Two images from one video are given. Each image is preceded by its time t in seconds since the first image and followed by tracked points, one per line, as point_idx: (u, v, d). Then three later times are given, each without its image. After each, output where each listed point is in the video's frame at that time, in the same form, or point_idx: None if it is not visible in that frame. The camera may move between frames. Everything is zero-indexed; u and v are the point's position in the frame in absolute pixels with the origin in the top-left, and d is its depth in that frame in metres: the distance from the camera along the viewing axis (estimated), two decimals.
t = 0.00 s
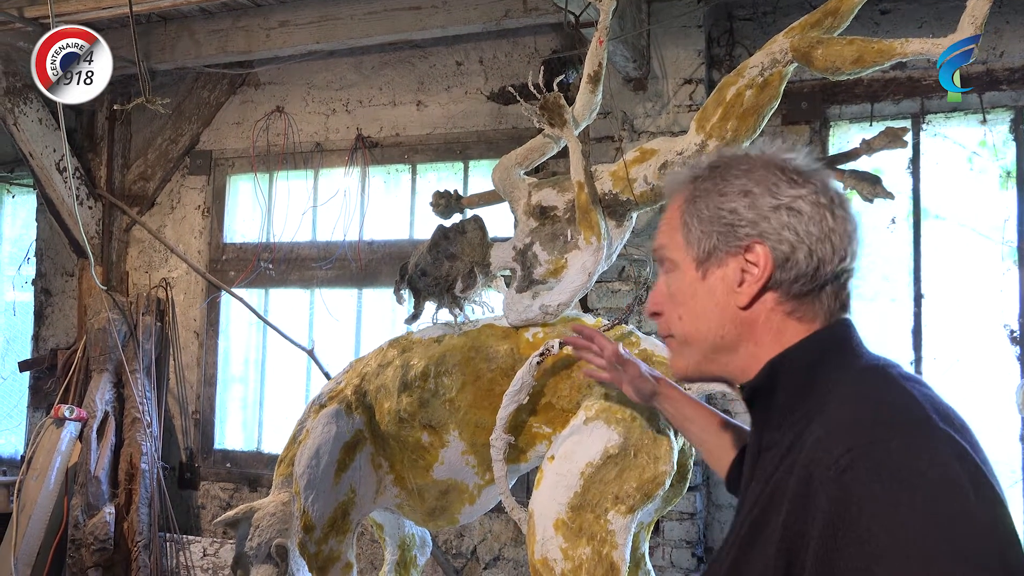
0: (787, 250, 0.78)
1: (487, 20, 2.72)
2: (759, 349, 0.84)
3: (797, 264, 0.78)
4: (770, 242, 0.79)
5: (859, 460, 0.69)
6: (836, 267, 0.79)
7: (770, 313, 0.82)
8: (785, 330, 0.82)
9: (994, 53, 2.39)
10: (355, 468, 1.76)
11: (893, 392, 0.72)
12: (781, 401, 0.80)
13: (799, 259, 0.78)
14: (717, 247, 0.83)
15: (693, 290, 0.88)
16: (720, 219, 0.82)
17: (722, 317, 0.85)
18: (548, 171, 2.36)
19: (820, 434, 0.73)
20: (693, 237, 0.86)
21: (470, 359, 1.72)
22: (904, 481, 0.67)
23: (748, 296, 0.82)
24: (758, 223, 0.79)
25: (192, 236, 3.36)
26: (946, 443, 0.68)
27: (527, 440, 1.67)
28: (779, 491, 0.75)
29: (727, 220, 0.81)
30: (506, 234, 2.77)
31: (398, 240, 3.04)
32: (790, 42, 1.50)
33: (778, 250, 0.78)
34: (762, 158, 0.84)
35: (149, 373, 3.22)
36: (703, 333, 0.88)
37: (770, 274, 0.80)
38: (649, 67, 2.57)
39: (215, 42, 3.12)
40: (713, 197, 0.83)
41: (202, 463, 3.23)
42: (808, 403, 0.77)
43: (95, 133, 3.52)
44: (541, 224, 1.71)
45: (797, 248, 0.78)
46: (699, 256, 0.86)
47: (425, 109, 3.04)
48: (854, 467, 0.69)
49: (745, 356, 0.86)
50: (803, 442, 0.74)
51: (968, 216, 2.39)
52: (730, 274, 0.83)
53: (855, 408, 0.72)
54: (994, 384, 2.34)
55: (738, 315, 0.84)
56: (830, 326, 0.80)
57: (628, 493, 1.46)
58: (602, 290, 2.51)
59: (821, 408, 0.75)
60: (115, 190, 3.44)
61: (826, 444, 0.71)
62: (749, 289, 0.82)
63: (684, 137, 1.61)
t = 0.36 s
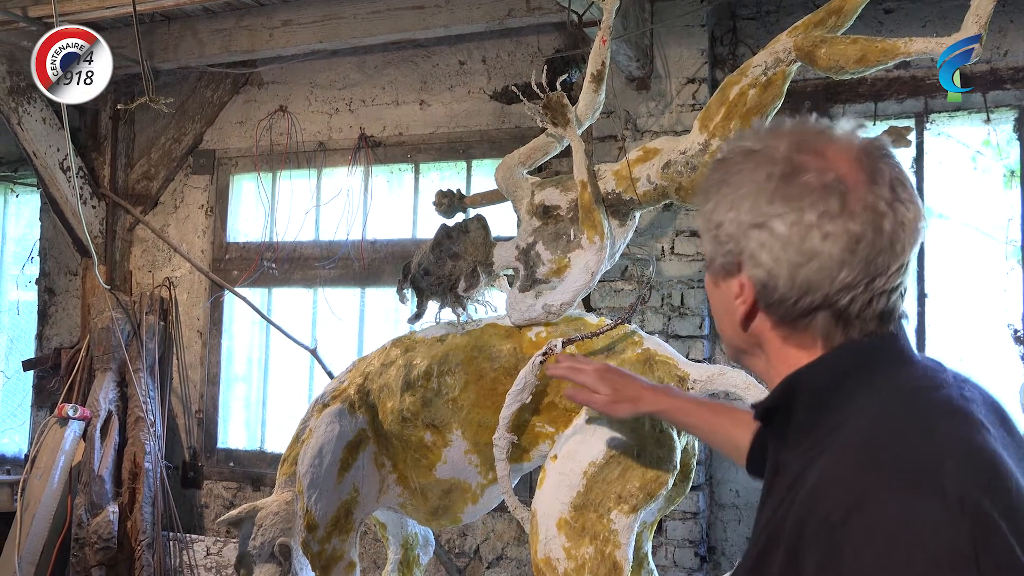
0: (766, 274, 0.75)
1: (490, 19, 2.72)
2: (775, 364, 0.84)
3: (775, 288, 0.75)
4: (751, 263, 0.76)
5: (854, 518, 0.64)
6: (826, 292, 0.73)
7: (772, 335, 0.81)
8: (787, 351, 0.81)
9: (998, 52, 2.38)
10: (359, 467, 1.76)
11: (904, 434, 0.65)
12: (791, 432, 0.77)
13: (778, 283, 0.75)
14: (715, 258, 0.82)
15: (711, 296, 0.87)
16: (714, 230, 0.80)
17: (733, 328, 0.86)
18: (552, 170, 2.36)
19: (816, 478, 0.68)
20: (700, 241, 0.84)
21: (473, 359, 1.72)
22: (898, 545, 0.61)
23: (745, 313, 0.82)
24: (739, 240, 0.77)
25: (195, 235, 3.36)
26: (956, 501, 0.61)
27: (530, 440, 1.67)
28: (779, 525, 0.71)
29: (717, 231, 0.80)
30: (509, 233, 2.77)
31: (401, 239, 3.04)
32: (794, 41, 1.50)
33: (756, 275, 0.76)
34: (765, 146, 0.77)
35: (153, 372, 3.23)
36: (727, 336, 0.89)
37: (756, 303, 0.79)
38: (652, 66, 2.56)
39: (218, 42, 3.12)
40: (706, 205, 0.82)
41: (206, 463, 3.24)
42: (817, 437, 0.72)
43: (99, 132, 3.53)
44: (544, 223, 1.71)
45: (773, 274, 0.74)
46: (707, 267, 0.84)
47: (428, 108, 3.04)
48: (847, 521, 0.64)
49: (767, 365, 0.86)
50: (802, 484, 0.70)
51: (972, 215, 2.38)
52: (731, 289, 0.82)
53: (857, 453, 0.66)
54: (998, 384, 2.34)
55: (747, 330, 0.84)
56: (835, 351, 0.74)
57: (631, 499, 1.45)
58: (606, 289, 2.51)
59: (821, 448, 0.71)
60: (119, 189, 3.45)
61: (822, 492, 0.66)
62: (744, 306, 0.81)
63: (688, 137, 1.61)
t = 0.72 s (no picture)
0: (727, 313, 0.74)
1: (488, 20, 2.72)
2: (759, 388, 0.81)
3: (738, 325, 0.74)
4: (713, 304, 0.76)
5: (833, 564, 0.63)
6: (789, 328, 0.72)
7: (748, 363, 0.80)
8: (763, 379, 0.79)
9: (995, 52, 2.38)
10: (356, 468, 1.76)
11: (885, 478, 0.64)
12: (777, 458, 0.75)
13: (740, 322, 0.74)
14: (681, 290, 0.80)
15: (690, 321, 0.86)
16: (676, 261, 0.78)
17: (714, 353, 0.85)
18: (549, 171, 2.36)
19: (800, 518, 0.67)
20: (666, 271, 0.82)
21: (470, 359, 1.72)
22: None
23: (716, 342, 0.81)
24: (696, 280, 0.76)
25: (193, 236, 3.36)
26: (941, 545, 0.61)
27: (527, 440, 1.67)
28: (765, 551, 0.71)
29: (676, 267, 0.78)
30: (507, 233, 2.77)
31: (398, 240, 3.04)
32: (790, 41, 1.50)
33: (718, 314, 0.75)
34: (707, 173, 0.74)
35: (151, 373, 3.23)
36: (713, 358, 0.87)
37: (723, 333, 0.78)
38: (649, 66, 2.56)
39: (216, 42, 3.12)
40: (663, 241, 0.80)
41: (203, 463, 3.24)
42: (800, 466, 0.71)
43: (96, 133, 3.52)
44: (541, 224, 1.71)
45: (733, 315, 0.74)
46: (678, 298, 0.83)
47: (426, 109, 3.04)
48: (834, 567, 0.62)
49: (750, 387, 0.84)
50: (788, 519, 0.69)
51: (968, 215, 2.39)
52: (701, 322, 0.81)
53: (839, 498, 0.65)
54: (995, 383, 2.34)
55: (727, 355, 0.82)
56: (807, 381, 0.73)
57: (629, 501, 1.44)
58: (603, 289, 2.51)
59: (804, 482, 0.69)
60: (116, 190, 3.45)
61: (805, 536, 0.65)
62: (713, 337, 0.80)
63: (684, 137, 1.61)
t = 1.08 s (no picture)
0: (710, 336, 0.76)
1: (486, 20, 2.72)
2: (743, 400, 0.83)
3: (721, 347, 0.76)
4: (697, 326, 0.77)
5: None
6: (770, 353, 0.73)
7: (730, 378, 0.81)
8: (748, 394, 0.80)
9: (992, 52, 2.38)
10: (355, 469, 1.76)
11: (851, 500, 0.65)
12: (755, 467, 0.75)
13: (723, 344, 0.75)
14: (666, 306, 0.81)
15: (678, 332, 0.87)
16: (659, 281, 0.79)
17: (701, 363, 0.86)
18: (546, 171, 2.36)
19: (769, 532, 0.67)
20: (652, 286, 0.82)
21: (469, 360, 1.72)
22: None
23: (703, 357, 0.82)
24: (682, 304, 0.77)
25: (192, 237, 3.36)
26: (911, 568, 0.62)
27: (526, 440, 1.67)
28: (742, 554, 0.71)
29: (661, 288, 0.79)
30: (505, 234, 2.77)
31: (397, 240, 3.04)
32: (788, 42, 1.50)
33: (701, 335, 0.77)
34: (690, 202, 0.75)
35: (150, 375, 3.23)
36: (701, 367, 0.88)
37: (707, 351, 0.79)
38: (647, 67, 2.57)
39: (214, 44, 3.12)
40: (649, 262, 0.80)
41: (203, 465, 3.23)
42: (774, 481, 0.71)
43: (94, 134, 3.52)
44: (540, 224, 1.71)
45: (715, 338, 0.75)
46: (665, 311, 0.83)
47: (424, 109, 3.04)
48: None
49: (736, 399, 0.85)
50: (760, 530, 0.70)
51: (966, 215, 2.39)
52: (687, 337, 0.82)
53: (807, 515, 0.66)
54: (993, 383, 2.34)
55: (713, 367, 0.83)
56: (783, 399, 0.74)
57: (628, 503, 1.45)
58: (602, 289, 2.52)
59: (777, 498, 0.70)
60: (115, 191, 3.45)
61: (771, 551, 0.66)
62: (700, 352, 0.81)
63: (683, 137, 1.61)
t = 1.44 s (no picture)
0: (695, 333, 0.77)
1: (487, 22, 2.73)
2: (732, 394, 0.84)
3: (705, 342, 0.77)
4: (681, 321, 0.78)
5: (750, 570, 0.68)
6: (752, 350, 0.74)
7: (717, 372, 0.82)
8: (733, 391, 0.81)
9: (993, 53, 2.38)
10: (357, 471, 1.76)
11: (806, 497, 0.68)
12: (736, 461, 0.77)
13: (706, 341, 0.77)
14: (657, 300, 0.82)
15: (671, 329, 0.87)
16: (647, 276, 0.81)
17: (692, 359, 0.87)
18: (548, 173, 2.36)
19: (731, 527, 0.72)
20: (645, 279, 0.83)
21: (470, 361, 1.72)
22: None
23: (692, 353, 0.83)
24: (669, 301, 0.79)
25: (193, 238, 3.36)
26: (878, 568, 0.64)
27: (528, 442, 1.67)
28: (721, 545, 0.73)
29: (652, 284, 0.81)
30: (507, 235, 2.77)
31: (399, 242, 3.04)
32: (789, 43, 1.50)
33: (686, 330, 0.78)
34: (678, 199, 0.76)
35: (152, 376, 3.23)
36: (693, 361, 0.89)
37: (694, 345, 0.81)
38: (648, 69, 2.57)
39: (215, 46, 3.13)
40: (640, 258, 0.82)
41: (205, 466, 3.24)
42: (749, 476, 0.74)
43: (96, 136, 3.53)
44: (541, 226, 1.72)
45: (699, 333, 0.77)
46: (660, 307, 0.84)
47: (425, 111, 3.05)
48: None
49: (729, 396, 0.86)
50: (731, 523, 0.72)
51: (967, 215, 2.39)
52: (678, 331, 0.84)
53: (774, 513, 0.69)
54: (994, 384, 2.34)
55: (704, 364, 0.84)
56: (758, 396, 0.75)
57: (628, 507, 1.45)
58: (604, 291, 2.52)
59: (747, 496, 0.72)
60: (117, 193, 3.46)
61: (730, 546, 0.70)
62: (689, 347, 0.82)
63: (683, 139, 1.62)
